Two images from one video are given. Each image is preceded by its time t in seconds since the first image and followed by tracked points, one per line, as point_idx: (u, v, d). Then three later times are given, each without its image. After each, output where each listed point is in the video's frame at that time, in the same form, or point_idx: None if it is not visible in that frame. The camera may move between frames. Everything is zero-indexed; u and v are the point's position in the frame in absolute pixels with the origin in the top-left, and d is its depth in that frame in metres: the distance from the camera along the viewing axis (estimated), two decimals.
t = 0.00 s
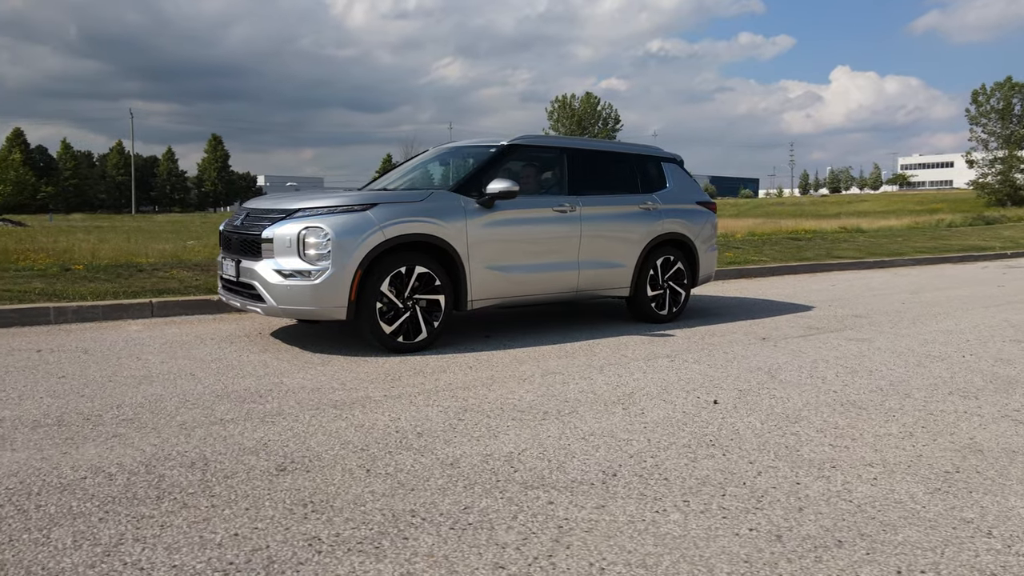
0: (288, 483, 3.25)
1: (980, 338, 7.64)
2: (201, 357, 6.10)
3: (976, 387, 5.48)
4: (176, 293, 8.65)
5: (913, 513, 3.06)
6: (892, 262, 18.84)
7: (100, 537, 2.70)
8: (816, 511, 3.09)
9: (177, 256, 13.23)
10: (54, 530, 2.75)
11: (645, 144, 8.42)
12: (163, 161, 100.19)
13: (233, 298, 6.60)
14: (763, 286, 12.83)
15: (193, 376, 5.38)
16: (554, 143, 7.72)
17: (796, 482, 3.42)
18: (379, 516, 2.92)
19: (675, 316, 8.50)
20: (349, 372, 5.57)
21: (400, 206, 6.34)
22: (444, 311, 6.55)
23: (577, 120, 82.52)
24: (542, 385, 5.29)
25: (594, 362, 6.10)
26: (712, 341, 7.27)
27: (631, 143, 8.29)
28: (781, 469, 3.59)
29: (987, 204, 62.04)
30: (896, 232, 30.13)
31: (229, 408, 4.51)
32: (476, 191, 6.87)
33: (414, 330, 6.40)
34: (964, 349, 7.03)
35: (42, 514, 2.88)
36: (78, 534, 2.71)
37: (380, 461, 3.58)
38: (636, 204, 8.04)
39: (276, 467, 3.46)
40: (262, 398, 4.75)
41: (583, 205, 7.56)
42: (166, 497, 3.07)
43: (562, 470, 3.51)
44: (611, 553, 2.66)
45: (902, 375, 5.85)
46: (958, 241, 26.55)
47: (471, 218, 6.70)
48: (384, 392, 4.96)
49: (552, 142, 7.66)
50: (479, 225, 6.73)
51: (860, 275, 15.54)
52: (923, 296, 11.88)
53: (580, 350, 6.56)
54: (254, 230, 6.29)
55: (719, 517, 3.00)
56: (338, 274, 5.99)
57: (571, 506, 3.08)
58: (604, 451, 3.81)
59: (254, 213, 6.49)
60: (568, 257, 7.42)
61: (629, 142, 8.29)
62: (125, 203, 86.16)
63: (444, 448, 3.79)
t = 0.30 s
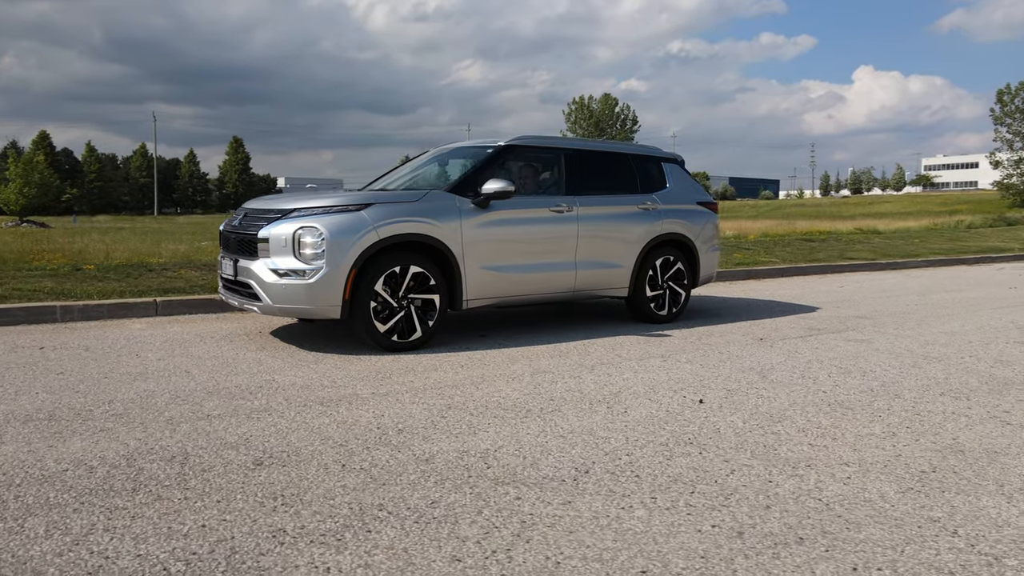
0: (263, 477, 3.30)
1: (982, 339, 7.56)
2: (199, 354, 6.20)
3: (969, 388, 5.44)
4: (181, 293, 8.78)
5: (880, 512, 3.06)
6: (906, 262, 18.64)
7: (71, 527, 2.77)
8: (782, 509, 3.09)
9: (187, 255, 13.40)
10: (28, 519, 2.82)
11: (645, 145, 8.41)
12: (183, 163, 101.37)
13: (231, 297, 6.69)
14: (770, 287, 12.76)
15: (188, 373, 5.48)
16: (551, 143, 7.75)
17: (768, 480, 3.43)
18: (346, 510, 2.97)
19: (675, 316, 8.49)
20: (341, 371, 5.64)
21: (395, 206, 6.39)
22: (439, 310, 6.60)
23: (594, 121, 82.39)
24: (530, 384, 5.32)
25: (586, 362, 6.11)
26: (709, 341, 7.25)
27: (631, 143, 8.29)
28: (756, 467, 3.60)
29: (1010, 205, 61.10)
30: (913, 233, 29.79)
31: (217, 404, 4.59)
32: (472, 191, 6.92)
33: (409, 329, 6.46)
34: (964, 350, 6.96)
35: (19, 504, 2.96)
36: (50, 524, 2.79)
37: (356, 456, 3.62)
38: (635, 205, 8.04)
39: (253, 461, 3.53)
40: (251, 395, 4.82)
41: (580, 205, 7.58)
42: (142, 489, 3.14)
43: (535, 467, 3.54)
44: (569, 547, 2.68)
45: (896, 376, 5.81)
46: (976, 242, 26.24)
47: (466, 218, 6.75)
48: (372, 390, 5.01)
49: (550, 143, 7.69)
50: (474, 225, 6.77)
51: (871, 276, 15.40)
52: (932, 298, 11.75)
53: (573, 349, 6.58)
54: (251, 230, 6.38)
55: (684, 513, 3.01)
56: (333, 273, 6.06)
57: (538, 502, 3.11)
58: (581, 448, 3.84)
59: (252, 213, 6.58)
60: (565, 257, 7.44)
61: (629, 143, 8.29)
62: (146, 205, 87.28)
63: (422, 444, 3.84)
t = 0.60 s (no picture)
0: (244, 472, 3.39)
1: (984, 340, 7.50)
2: (199, 353, 6.32)
3: (961, 389, 5.41)
4: (188, 292, 8.92)
5: (848, 512, 3.08)
6: (920, 263, 18.45)
7: (52, 519, 2.86)
8: (751, 508, 3.11)
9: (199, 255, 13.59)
10: (13, 511, 2.92)
11: (646, 145, 8.41)
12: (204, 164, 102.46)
13: (232, 296, 6.80)
14: (778, 287, 12.70)
15: (186, 370, 5.59)
16: (551, 144, 7.78)
17: (743, 479, 3.46)
18: (320, 504, 3.04)
19: (675, 316, 8.49)
20: (337, 369, 5.72)
21: (392, 207, 6.47)
22: (436, 310, 6.67)
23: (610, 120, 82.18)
24: (521, 383, 5.36)
25: (580, 361, 6.15)
26: (707, 341, 7.26)
27: (632, 143, 8.30)
28: (732, 466, 3.62)
29: None
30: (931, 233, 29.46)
31: (210, 401, 4.69)
32: (470, 192, 6.98)
33: (406, 328, 6.53)
34: (964, 352, 6.91)
35: (6, 496, 3.06)
36: (33, 515, 2.88)
37: (338, 453, 3.69)
38: (635, 205, 8.06)
39: (237, 457, 3.61)
40: (244, 393, 4.91)
41: (579, 205, 7.61)
42: (126, 483, 3.23)
43: (512, 465, 3.59)
44: (533, 542, 2.73)
45: (890, 377, 5.79)
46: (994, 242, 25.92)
47: (463, 218, 6.81)
48: (363, 388, 5.09)
49: (550, 143, 7.72)
50: (472, 226, 6.83)
51: (882, 277, 15.28)
52: (942, 299, 11.64)
53: (569, 348, 6.62)
54: (251, 231, 6.49)
55: (652, 511, 3.05)
56: (330, 273, 6.15)
57: (510, 498, 3.16)
58: (561, 446, 3.88)
59: (252, 213, 6.69)
60: (563, 257, 7.48)
61: (630, 143, 8.31)
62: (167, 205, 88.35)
63: (404, 441, 3.90)
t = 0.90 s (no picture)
0: (227, 470, 3.47)
1: (988, 342, 7.42)
2: (201, 351, 6.43)
3: (956, 392, 5.37)
4: (196, 291, 9.06)
5: (819, 514, 3.09)
6: (936, 263, 18.22)
7: (35, 513, 2.95)
8: (722, 509, 3.13)
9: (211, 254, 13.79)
10: None
11: (648, 145, 8.40)
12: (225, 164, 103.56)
13: (235, 296, 6.91)
14: (787, 287, 12.61)
15: (186, 368, 5.70)
16: (551, 144, 7.80)
17: (718, 480, 3.47)
18: (296, 501, 3.10)
19: (678, 317, 8.47)
20: (333, 368, 5.80)
21: (390, 207, 6.54)
22: (434, 309, 6.74)
23: (628, 119, 81.87)
24: (513, 383, 5.41)
25: (576, 361, 6.18)
26: (707, 342, 7.25)
27: (634, 144, 8.30)
28: (710, 467, 3.64)
29: None
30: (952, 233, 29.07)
31: (204, 399, 4.78)
32: (469, 193, 7.03)
33: (404, 328, 6.61)
34: (966, 354, 6.84)
35: None
36: (17, 509, 2.97)
37: (321, 451, 3.76)
38: (636, 206, 8.06)
39: (222, 454, 3.69)
40: (239, 391, 5.00)
41: (579, 206, 7.63)
42: (111, 478, 3.32)
43: (491, 464, 3.63)
44: (499, 541, 2.77)
45: (886, 379, 5.76)
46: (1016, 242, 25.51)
47: (461, 219, 6.86)
48: (356, 387, 5.16)
49: (550, 144, 7.75)
50: (470, 226, 6.88)
51: (896, 277, 15.13)
52: (954, 299, 11.51)
53: (566, 349, 6.65)
54: (253, 231, 6.59)
55: (622, 511, 3.08)
56: (328, 273, 6.23)
57: (483, 497, 3.20)
58: (542, 446, 3.92)
59: (254, 214, 6.78)
60: (563, 258, 7.51)
61: (631, 144, 8.30)
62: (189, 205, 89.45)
63: (387, 440, 3.96)
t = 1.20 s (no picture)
0: (208, 465, 3.52)
1: (996, 344, 7.31)
2: (202, 349, 6.52)
3: (953, 393, 5.30)
4: (204, 290, 9.19)
5: (791, 514, 3.07)
6: (955, 263, 17.95)
7: (16, 505, 3.02)
8: (694, 509, 3.13)
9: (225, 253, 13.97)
10: None
11: (651, 145, 8.37)
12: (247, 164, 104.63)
13: (236, 295, 7.00)
14: (798, 288, 12.50)
15: (185, 366, 5.79)
16: (552, 144, 7.80)
17: (694, 480, 3.46)
18: (270, 496, 3.14)
19: (681, 316, 8.44)
20: (328, 366, 5.86)
21: (388, 207, 6.58)
22: (432, 309, 6.77)
23: (648, 119, 81.49)
24: (505, 382, 5.42)
25: (571, 361, 6.18)
26: (707, 343, 7.21)
27: (636, 143, 8.28)
28: (688, 468, 3.63)
29: None
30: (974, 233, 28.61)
31: (198, 396, 4.85)
32: (468, 192, 7.05)
33: (402, 327, 6.65)
34: (971, 356, 6.73)
35: None
36: None
37: (303, 448, 3.80)
38: (638, 205, 8.03)
39: (206, 450, 3.75)
40: (232, 388, 5.07)
41: (580, 205, 7.62)
42: (93, 473, 3.39)
43: (470, 462, 3.65)
44: (465, 538, 2.78)
45: (884, 380, 5.69)
46: None
47: (460, 219, 6.88)
48: (348, 385, 5.20)
49: (551, 144, 7.75)
50: (468, 226, 6.91)
51: (912, 278, 14.93)
52: (967, 300, 11.34)
53: (563, 348, 6.65)
54: (253, 230, 6.67)
55: (593, 510, 3.08)
56: (325, 273, 6.29)
57: (456, 495, 3.22)
58: (524, 444, 3.93)
59: (255, 214, 6.87)
60: (563, 257, 7.50)
61: (634, 143, 8.28)
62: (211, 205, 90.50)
63: (370, 437, 3.99)
